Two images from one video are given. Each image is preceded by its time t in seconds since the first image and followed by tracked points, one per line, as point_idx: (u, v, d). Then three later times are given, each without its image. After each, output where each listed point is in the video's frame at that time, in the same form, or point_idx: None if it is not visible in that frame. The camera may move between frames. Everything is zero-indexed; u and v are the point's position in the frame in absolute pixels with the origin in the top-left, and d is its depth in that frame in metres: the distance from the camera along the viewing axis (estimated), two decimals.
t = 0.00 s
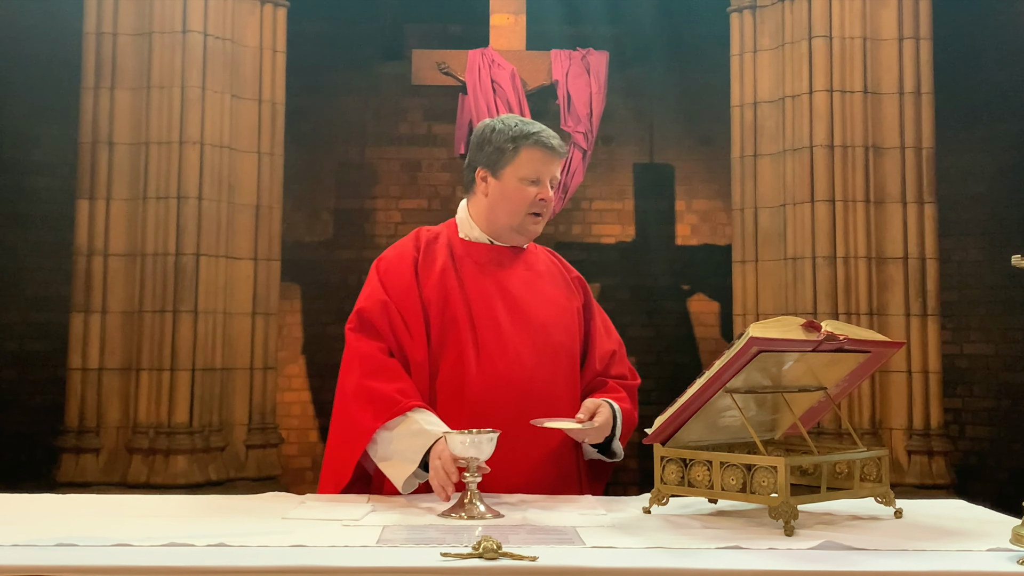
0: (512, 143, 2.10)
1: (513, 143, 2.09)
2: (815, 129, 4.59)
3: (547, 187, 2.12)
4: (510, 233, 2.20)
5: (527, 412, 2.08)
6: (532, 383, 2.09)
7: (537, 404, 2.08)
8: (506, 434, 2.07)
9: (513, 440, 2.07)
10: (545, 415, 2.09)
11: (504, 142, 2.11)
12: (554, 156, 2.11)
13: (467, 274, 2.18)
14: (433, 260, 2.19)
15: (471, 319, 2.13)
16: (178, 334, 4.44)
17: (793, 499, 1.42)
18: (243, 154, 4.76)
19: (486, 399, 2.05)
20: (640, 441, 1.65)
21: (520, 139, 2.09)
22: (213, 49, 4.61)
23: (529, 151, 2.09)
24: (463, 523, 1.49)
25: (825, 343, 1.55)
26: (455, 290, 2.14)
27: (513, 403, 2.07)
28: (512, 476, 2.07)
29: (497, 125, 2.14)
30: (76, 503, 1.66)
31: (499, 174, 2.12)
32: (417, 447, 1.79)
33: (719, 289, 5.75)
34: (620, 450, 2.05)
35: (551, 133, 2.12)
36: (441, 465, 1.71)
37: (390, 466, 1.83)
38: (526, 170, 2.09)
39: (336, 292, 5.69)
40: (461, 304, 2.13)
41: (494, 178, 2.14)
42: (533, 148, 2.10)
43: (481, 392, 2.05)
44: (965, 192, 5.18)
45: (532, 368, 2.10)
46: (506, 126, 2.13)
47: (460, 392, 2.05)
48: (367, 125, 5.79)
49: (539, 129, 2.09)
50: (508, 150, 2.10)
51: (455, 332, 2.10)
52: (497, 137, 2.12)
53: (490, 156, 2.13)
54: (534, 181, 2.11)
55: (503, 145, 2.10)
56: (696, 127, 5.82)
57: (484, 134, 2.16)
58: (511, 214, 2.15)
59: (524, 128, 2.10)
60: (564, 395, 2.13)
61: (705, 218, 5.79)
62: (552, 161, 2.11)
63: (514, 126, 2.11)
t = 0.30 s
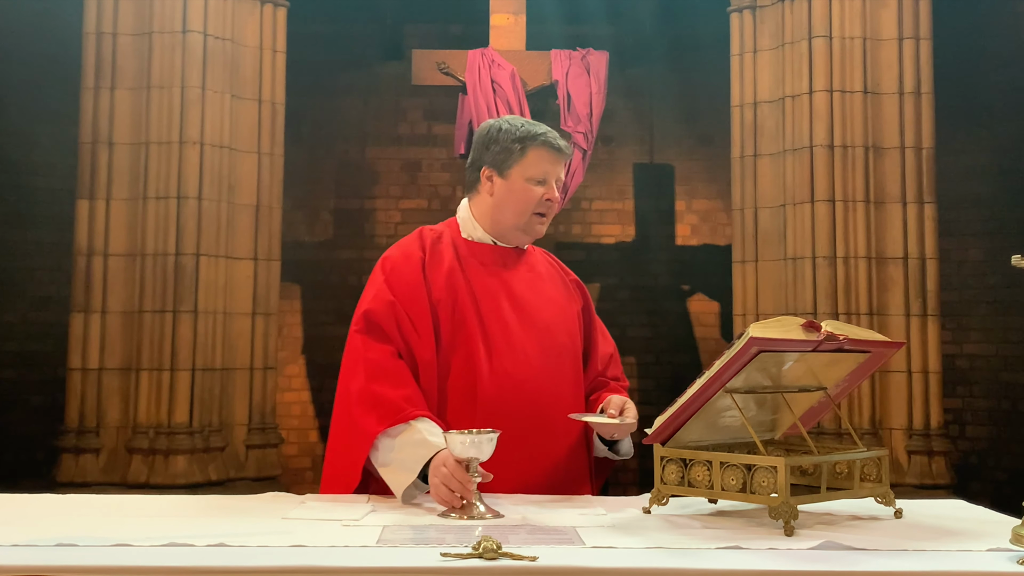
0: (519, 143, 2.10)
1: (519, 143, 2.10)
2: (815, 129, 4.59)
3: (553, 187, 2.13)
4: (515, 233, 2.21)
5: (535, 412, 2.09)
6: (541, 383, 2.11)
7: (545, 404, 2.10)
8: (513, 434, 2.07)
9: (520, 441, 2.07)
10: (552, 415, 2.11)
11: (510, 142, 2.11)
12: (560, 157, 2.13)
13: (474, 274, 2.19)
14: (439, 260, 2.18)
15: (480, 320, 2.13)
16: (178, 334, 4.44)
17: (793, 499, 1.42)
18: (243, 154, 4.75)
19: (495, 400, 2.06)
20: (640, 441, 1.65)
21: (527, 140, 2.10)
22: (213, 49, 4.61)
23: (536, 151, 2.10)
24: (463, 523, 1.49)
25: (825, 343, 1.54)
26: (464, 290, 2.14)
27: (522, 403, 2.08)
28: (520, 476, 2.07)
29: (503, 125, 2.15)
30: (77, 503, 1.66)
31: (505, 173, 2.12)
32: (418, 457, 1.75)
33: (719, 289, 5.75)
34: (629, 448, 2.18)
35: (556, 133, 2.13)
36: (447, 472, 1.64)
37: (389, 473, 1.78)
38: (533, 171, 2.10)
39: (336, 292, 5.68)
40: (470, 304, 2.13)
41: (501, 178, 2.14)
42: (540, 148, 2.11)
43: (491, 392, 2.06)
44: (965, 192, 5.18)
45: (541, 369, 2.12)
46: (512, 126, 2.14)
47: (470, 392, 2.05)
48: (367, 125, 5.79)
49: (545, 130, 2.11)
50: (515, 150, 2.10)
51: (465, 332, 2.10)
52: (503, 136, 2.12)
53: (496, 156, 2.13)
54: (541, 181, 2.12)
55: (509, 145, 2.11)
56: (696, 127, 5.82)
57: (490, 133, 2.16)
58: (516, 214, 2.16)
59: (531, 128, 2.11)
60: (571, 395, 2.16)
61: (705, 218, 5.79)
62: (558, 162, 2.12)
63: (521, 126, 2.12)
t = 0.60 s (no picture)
0: (521, 143, 2.11)
1: (520, 143, 2.11)
2: (815, 129, 4.59)
3: (553, 188, 2.14)
4: (515, 233, 2.22)
5: (539, 411, 2.09)
6: (544, 382, 2.12)
7: (548, 403, 2.11)
8: (517, 433, 2.06)
9: (524, 440, 2.07)
10: (555, 414, 2.12)
11: (511, 142, 2.13)
12: (561, 157, 2.14)
13: (477, 275, 2.19)
14: (441, 260, 2.17)
15: (484, 318, 2.13)
16: (178, 334, 4.44)
17: (793, 499, 1.42)
18: (242, 154, 4.75)
19: (499, 399, 2.06)
20: (640, 440, 1.65)
21: (529, 140, 2.11)
22: (213, 49, 4.61)
23: (538, 151, 2.11)
24: (463, 524, 1.49)
25: (825, 343, 1.54)
26: (466, 290, 2.14)
27: (526, 402, 2.08)
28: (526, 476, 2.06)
29: (504, 125, 2.16)
30: (77, 503, 1.66)
31: (506, 173, 2.13)
32: (417, 455, 1.75)
33: (719, 289, 5.75)
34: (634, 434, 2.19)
35: (557, 134, 2.14)
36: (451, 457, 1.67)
37: (388, 471, 1.78)
38: (534, 171, 2.11)
39: (335, 292, 5.68)
40: (473, 305, 2.13)
41: (501, 177, 2.15)
42: (541, 149, 2.12)
43: (494, 391, 2.06)
44: (965, 192, 5.18)
45: (544, 369, 2.13)
46: (512, 126, 2.15)
47: (473, 392, 2.05)
48: (367, 125, 5.79)
49: (546, 130, 2.12)
50: (517, 150, 2.11)
51: (468, 331, 2.10)
52: (504, 136, 2.14)
53: (496, 156, 2.14)
54: (542, 181, 2.13)
55: (510, 145, 2.12)
56: (696, 127, 5.82)
57: (490, 133, 2.17)
58: (516, 214, 2.17)
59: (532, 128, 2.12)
60: (573, 393, 2.17)
61: (705, 218, 5.79)
62: (558, 162, 2.13)
63: (521, 126, 2.13)
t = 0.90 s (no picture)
0: (517, 143, 2.12)
1: (516, 143, 2.12)
2: (815, 129, 4.59)
3: (551, 187, 2.14)
4: (513, 233, 2.22)
5: (537, 411, 2.09)
6: (543, 382, 2.12)
7: (546, 404, 2.11)
8: (515, 433, 2.06)
9: (523, 441, 2.06)
10: (554, 414, 2.11)
11: (507, 142, 2.13)
12: (557, 156, 2.15)
13: (475, 275, 2.19)
14: (439, 260, 2.18)
15: (480, 319, 2.14)
16: (178, 334, 4.44)
17: (793, 499, 1.42)
18: (243, 154, 4.75)
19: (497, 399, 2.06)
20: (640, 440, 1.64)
21: (525, 139, 2.12)
22: (213, 49, 4.61)
23: (534, 150, 2.11)
24: (463, 523, 1.49)
25: (825, 343, 1.54)
26: (464, 291, 2.15)
27: (524, 402, 2.08)
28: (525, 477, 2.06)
29: (500, 125, 2.16)
30: (77, 503, 1.66)
31: (503, 173, 2.13)
32: (416, 430, 1.79)
33: (718, 289, 5.75)
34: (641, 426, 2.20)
35: (553, 133, 2.15)
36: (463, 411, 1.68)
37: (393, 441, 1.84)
38: (531, 170, 2.11)
39: (335, 292, 5.69)
40: (471, 305, 2.14)
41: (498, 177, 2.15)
42: (537, 148, 2.12)
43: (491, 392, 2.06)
44: (965, 192, 5.18)
45: (543, 368, 2.13)
46: (509, 126, 2.15)
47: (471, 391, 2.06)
48: (367, 125, 5.79)
49: (542, 129, 2.12)
50: (513, 149, 2.12)
51: (465, 332, 2.11)
52: (501, 136, 2.14)
53: (493, 155, 2.14)
54: (538, 181, 2.13)
55: (507, 144, 2.12)
56: (696, 127, 5.82)
57: (486, 133, 2.17)
58: (514, 214, 2.17)
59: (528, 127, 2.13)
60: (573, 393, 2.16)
61: (705, 219, 5.80)
62: (555, 161, 2.14)
63: (518, 126, 2.13)
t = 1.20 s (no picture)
0: (508, 142, 2.13)
1: (508, 142, 2.13)
2: (815, 129, 4.59)
3: (544, 185, 2.15)
4: (509, 233, 2.22)
5: (534, 411, 2.09)
6: (540, 383, 2.12)
7: (544, 403, 2.11)
8: (512, 433, 2.07)
9: (521, 441, 2.07)
10: (552, 413, 2.11)
11: (499, 141, 2.15)
12: (548, 153, 2.16)
13: (472, 276, 2.20)
14: (435, 262, 2.20)
15: (475, 320, 2.15)
16: (178, 334, 4.44)
17: (793, 499, 1.42)
18: (243, 154, 4.75)
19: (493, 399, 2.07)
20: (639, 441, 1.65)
21: (516, 138, 2.13)
22: (213, 49, 4.61)
23: (525, 149, 2.13)
24: (463, 523, 1.49)
25: (825, 343, 1.54)
26: (459, 293, 2.17)
27: (522, 401, 2.09)
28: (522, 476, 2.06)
29: (492, 125, 2.18)
30: (78, 503, 1.66)
31: (495, 173, 2.15)
32: (404, 419, 1.83)
33: (718, 289, 5.75)
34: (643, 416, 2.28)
35: (545, 131, 2.16)
36: (455, 394, 1.69)
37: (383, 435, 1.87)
38: (522, 169, 2.13)
39: (335, 292, 5.69)
40: (465, 307, 2.15)
41: (491, 178, 2.17)
42: (528, 146, 2.14)
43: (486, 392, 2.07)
44: (965, 192, 5.18)
45: (541, 368, 2.13)
46: (500, 126, 2.17)
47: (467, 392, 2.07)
48: (367, 125, 5.79)
49: (533, 128, 2.14)
50: (504, 149, 2.13)
51: (460, 334, 2.12)
52: (492, 136, 2.16)
53: (485, 156, 2.16)
54: (531, 179, 2.14)
55: (498, 144, 2.14)
56: (696, 127, 5.82)
57: (479, 134, 2.19)
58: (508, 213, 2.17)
59: (519, 126, 2.15)
60: (572, 392, 2.16)
61: (705, 219, 5.80)
62: (547, 159, 2.15)
63: (508, 125, 2.16)
